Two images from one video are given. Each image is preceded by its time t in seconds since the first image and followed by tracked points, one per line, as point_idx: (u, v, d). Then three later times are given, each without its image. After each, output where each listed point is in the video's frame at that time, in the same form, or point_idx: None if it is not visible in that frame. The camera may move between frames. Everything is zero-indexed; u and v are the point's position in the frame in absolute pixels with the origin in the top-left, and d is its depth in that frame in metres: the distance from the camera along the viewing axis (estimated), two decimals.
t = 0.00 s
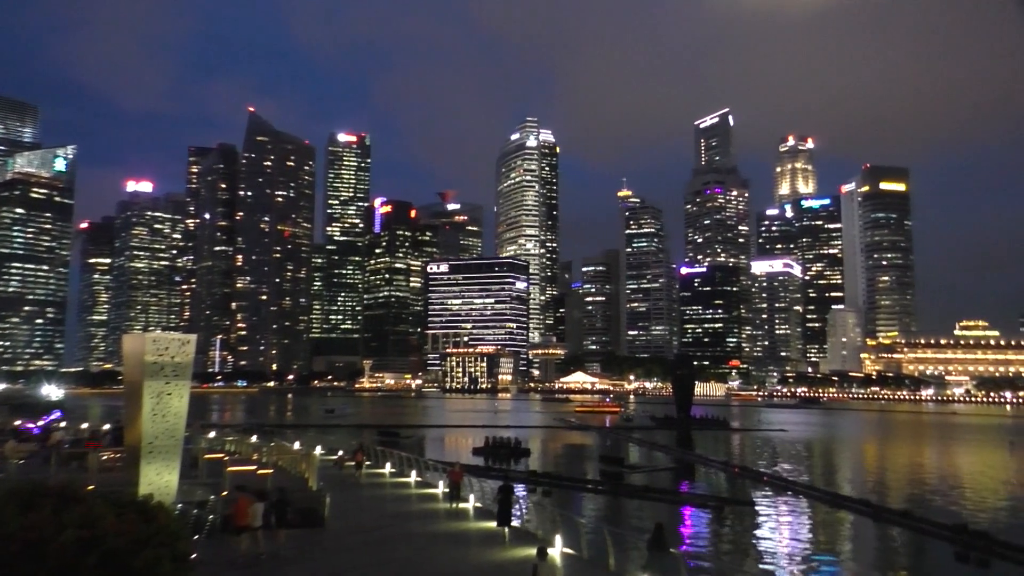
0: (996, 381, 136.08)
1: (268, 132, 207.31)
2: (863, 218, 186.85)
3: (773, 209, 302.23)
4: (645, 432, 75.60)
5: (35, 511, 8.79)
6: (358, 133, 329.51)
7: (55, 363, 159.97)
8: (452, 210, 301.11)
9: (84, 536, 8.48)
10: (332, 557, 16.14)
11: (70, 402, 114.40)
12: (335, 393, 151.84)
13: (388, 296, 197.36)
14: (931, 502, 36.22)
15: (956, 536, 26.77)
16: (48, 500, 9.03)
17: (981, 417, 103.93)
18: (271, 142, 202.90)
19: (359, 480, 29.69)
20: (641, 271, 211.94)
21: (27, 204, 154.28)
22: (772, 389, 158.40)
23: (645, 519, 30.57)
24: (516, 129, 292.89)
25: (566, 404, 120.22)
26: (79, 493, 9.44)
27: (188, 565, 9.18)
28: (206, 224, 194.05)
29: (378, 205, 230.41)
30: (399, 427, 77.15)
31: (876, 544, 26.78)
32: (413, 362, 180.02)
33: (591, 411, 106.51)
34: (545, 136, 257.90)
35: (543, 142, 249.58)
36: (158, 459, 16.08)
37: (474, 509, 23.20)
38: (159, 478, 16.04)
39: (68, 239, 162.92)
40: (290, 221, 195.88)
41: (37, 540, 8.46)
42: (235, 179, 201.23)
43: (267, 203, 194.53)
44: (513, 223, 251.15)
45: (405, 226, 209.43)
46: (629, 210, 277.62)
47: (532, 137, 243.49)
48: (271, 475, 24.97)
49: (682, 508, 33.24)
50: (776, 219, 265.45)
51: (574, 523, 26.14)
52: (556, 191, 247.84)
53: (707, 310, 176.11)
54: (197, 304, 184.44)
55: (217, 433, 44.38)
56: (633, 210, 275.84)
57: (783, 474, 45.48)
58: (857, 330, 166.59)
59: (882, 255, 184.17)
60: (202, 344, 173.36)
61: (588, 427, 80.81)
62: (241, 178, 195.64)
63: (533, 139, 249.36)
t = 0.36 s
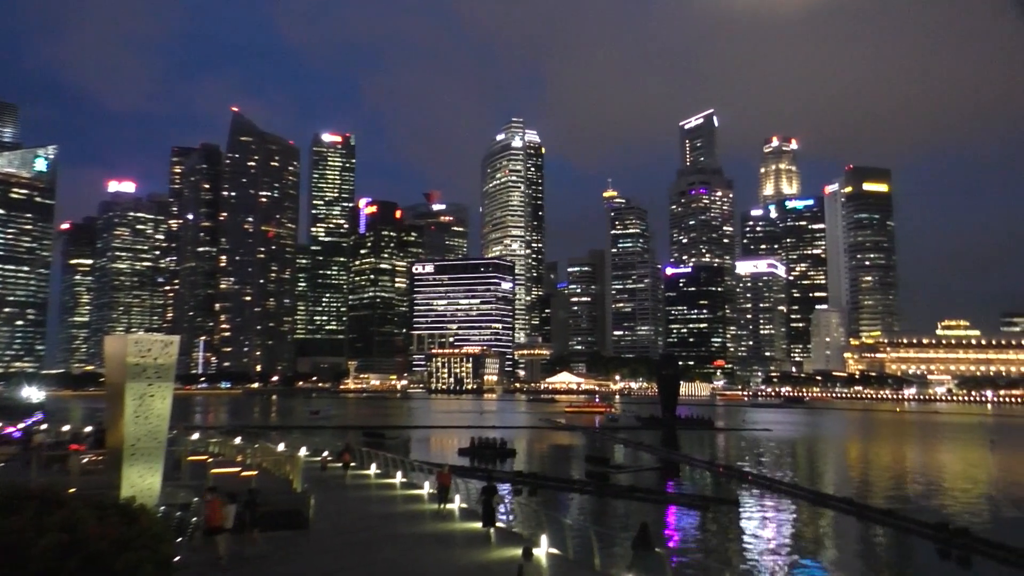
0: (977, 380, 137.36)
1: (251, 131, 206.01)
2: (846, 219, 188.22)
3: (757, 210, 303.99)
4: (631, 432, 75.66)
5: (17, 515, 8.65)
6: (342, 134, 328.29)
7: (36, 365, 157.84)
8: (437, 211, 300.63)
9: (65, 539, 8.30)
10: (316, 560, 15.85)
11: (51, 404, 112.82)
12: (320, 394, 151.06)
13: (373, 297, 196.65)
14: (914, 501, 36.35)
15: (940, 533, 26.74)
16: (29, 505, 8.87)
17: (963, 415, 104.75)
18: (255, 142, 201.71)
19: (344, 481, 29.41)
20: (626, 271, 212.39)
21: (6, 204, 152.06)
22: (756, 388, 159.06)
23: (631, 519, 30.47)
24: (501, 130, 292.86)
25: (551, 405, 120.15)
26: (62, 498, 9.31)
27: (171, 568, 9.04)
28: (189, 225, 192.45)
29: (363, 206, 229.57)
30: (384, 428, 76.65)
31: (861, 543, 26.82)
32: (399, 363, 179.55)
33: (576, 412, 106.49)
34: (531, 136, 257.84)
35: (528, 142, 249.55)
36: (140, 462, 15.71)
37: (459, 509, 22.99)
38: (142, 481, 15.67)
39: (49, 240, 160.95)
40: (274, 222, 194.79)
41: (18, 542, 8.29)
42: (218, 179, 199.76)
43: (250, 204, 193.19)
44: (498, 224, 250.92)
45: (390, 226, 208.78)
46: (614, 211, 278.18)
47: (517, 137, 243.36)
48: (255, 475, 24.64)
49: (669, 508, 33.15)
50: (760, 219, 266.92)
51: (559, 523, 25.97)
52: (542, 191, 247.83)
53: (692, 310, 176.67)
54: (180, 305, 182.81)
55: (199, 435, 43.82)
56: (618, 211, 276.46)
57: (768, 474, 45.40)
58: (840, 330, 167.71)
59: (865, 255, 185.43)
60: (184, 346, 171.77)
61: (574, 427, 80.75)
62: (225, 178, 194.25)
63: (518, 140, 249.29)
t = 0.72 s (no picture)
0: (958, 380, 139.04)
1: (236, 131, 205.08)
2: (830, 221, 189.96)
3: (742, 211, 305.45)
4: (616, 432, 76.10)
5: None
6: (327, 134, 327.56)
7: (17, 366, 156.15)
8: (424, 212, 300.44)
9: (47, 540, 8.55)
10: (300, 560, 16.02)
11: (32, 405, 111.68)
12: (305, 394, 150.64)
13: (359, 297, 196.32)
14: (894, 500, 36.91)
15: (920, 532, 27.13)
16: (13, 505, 9.13)
17: (944, 415, 105.96)
18: (240, 142, 200.96)
19: (329, 482, 29.57)
20: (612, 272, 213.18)
21: None
22: (741, 389, 160.10)
23: (615, 519, 30.78)
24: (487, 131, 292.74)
25: (537, 405, 120.39)
26: (43, 499, 9.55)
27: (153, 568, 9.33)
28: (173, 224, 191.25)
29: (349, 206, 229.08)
30: (370, 428, 76.66)
31: (843, 542, 27.24)
32: (384, 363, 179.39)
33: (561, 412, 106.87)
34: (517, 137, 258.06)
35: (514, 143, 249.73)
36: (123, 463, 15.81)
37: (444, 510, 23.21)
38: (125, 483, 15.77)
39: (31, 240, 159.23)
40: (259, 222, 194.11)
41: (1, 540, 8.49)
42: (203, 179, 198.74)
43: (235, 203, 192.34)
44: (485, 224, 250.95)
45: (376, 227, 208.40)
46: (600, 212, 278.93)
47: (503, 139, 243.55)
48: (238, 474, 24.75)
49: (653, 508, 33.53)
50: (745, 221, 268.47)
51: (545, 522, 26.15)
52: (528, 192, 248.09)
53: (677, 311, 177.54)
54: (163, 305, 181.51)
55: (184, 435, 43.72)
56: (604, 212, 277.24)
57: (752, 474, 45.81)
58: (824, 331, 169.00)
59: (849, 257, 186.81)
60: (168, 347, 170.65)
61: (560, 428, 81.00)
62: (209, 178, 193.32)
63: (505, 141, 249.51)
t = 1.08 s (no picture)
0: (942, 383, 140.13)
1: (223, 128, 204.04)
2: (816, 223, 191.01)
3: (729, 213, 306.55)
4: (603, 433, 76.03)
5: None
6: (316, 132, 326.38)
7: None
8: (411, 211, 299.88)
9: (26, 540, 8.34)
10: (285, 561, 15.75)
11: (14, 403, 110.30)
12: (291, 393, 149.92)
13: (346, 296, 195.58)
14: (878, 501, 37.02)
15: (904, 534, 27.18)
16: None
17: (928, 417, 106.85)
18: (227, 139, 199.90)
19: (314, 482, 29.27)
20: (600, 273, 213.56)
21: None
22: (728, 390, 160.59)
23: (601, 520, 30.66)
24: (476, 131, 292.77)
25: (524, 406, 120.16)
26: (24, 498, 9.36)
27: (137, 568, 9.14)
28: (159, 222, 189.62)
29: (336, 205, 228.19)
30: (356, 428, 76.26)
31: (828, 543, 27.21)
32: (371, 363, 178.93)
33: (548, 413, 106.67)
34: (506, 137, 257.99)
35: (503, 143, 249.64)
36: (107, 462, 15.51)
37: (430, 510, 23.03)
38: (107, 482, 15.44)
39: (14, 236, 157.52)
40: (246, 220, 193.02)
41: None
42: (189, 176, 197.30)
43: (222, 201, 191.18)
44: (473, 224, 250.61)
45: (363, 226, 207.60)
46: (588, 213, 279.35)
47: (492, 138, 243.38)
48: (223, 473, 24.47)
49: (639, 508, 33.45)
50: (732, 223, 269.45)
51: (531, 522, 25.96)
52: (516, 192, 247.90)
53: (664, 312, 177.87)
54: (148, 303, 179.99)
55: (167, 435, 43.21)
56: (592, 213, 277.44)
57: (737, 475, 45.89)
58: (810, 333, 169.80)
59: (835, 259, 187.85)
60: (153, 345, 169.18)
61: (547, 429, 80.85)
62: (196, 176, 192.06)
63: (494, 141, 249.45)
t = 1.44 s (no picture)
0: (927, 382, 141.46)
1: (209, 127, 203.12)
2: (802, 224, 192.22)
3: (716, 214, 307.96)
4: (590, 433, 76.27)
5: None
6: (303, 132, 325.63)
7: None
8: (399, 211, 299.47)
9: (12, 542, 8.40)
10: (271, 561, 15.76)
11: None
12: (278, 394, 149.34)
13: (333, 297, 195.00)
14: (863, 501, 37.25)
15: (887, 533, 27.44)
16: None
17: (913, 417, 107.81)
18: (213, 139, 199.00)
19: (301, 482, 29.24)
20: (588, 273, 214.12)
21: None
22: (714, 390, 161.36)
23: (588, 519, 30.74)
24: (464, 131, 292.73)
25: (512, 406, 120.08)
26: (8, 498, 9.37)
27: (121, 570, 9.18)
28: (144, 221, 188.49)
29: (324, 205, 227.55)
30: (344, 428, 76.25)
31: (812, 542, 27.36)
32: (358, 363, 178.53)
33: (535, 413, 106.84)
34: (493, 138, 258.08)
35: (491, 144, 249.65)
36: (91, 463, 15.39)
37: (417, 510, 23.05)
38: (91, 483, 15.34)
39: None
40: (232, 220, 192.14)
41: None
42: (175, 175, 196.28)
43: (208, 201, 190.26)
44: (460, 225, 250.55)
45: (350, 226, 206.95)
46: (576, 213, 279.94)
47: (479, 139, 243.32)
48: (209, 474, 24.45)
49: (626, 508, 33.57)
50: (719, 224, 270.83)
51: (517, 522, 26.00)
52: (504, 192, 247.99)
53: (651, 312, 178.49)
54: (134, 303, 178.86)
55: (154, 436, 43.05)
56: (580, 213, 277.99)
57: (724, 474, 46.04)
58: (796, 333, 170.82)
59: (821, 260, 189.12)
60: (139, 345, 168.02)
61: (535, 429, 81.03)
62: (182, 175, 191.12)
63: (481, 141, 249.38)
